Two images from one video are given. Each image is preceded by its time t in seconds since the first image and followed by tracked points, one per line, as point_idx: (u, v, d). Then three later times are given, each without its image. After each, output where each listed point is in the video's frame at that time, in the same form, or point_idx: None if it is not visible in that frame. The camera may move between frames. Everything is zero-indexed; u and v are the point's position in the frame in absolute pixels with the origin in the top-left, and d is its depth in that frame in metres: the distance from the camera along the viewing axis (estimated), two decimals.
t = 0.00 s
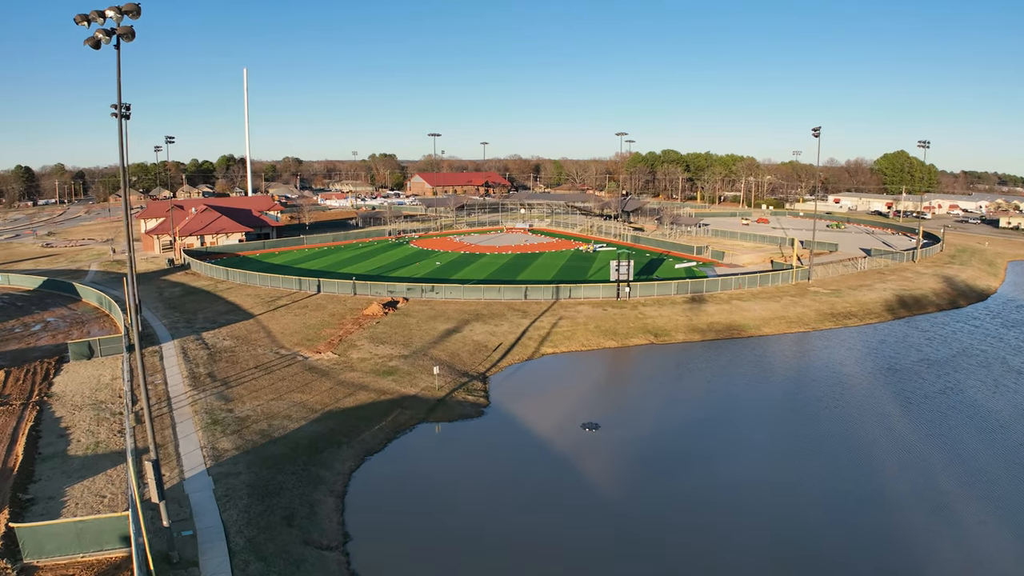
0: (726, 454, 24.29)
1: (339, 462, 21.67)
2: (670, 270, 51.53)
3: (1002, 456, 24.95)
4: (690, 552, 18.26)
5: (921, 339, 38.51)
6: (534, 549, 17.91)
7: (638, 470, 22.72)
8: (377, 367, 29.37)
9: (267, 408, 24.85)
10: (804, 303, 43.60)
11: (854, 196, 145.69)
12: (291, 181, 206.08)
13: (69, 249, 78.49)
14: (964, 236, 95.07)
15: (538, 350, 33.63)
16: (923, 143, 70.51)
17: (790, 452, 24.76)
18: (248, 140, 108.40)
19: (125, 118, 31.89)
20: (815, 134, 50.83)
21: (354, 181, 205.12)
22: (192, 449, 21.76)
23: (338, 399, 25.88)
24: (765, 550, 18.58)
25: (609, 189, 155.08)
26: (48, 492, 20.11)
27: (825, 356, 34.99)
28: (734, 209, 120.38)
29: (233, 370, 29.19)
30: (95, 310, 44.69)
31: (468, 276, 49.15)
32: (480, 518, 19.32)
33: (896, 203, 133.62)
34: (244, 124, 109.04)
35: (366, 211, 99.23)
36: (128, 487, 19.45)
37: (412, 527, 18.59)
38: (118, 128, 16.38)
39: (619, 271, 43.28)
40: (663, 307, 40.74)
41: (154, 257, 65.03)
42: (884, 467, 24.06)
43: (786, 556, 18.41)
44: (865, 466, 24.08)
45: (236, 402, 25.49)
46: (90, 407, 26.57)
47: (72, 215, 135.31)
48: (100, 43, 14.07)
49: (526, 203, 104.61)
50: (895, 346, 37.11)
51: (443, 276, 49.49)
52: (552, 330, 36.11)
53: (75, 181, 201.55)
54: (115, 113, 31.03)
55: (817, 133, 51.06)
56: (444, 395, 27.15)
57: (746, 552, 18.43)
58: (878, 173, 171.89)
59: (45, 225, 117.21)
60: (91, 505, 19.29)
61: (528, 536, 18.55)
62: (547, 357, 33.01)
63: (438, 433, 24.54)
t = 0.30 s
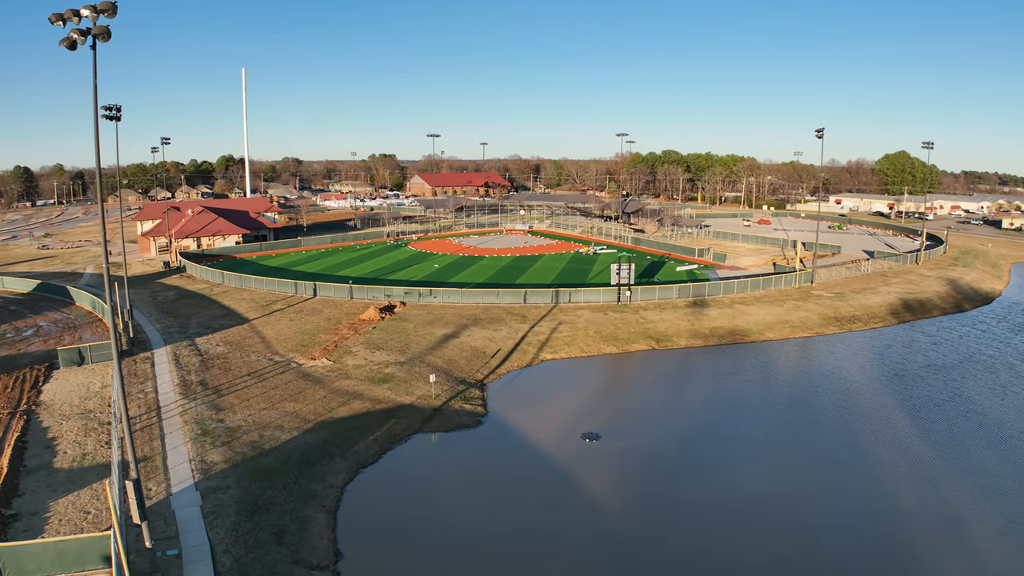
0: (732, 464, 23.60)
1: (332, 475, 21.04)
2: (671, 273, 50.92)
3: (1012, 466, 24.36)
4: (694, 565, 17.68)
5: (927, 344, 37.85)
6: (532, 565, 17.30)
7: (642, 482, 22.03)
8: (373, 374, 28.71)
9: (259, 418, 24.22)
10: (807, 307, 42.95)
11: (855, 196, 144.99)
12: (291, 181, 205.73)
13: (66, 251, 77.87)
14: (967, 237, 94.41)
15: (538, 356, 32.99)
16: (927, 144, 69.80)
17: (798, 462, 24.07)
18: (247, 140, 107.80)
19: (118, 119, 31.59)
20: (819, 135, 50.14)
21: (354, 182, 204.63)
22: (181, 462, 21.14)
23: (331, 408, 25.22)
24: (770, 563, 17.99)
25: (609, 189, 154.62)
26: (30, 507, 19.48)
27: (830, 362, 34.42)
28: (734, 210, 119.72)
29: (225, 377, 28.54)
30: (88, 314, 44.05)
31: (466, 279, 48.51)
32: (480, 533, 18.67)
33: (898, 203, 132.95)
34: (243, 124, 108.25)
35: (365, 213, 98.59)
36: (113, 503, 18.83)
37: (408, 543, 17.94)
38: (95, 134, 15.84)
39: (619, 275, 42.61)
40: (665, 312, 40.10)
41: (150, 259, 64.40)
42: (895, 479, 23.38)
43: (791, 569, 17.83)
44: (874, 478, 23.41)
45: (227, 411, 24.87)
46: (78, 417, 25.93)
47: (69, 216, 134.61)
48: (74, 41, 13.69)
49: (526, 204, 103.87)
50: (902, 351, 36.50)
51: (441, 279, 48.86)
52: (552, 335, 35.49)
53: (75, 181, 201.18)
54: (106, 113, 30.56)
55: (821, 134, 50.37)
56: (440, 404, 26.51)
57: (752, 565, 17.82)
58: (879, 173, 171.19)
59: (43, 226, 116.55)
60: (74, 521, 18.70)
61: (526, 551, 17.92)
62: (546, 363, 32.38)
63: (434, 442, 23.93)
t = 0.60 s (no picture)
0: (736, 474, 22.92)
1: (325, 488, 20.42)
2: (673, 276, 50.32)
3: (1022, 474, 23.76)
4: None
5: (933, 349, 37.18)
6: None
7: (643, 493, 21.34)
8: (368, 382, 28.08)
9: (251, 428, 23.61)
10: (811, 311, 42.32)
11: (857, 197, 144.33)
12: (290, 181, 205.15)
13: (62, 253, 77.19)
14: (969, 239, 93.84)
15: (537, 362, 32.38)
16: (931, 145, 69.16)
17: (803, 472, 23.38)
18: (245, 140, 107.13)
19: (109, 122, 31.13)
20: (822, 136, 49.48)
21: (353, 182, 204.01)
22: (169, 475, 20.52)
23: (325, 417, 24.59)
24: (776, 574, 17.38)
25: (610, 190, 154.10)
26: (13, 522, 18.86)
27: (835, 367, 33.84)
28: (735, 211, 119.09)
29: (217, 385, 27.94)
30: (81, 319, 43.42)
31: (465, 283, 47.90)
32: (477, 545, 18.06)
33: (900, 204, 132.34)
34: (242, 124, 107.58)
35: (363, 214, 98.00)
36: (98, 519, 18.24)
37: (402, 559, 17.30)
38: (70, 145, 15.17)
39: (620, 278, 41.98)
40: (666, 316, 39.49)
41: (146, 261, 63.76)
42: (903, 489, 22.68)
43: None
44: (882, 487, 22.70)
45: (219, 421, 24.26)
46: (66, 426, 25.29)
47: (66, 217, 133.52)
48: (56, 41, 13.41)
49: (526, 204, 103.20)
50: (908, 356, 35.88)
51: (439, 282, 48.25)
52: (551, 341, 34.88)
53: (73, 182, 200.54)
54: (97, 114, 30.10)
55: (824, 135, 49.76)
56: (437, 413, 25.89)
57: None
58: (880, 174, 170.59)
59: (40, 227, 115.89)
60: (57, 538, 18.09)
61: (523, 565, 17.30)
62: (546, 369, 31.76)
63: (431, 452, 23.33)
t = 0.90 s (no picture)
0: (739, 487, 22.37)
1: (317, 501, 19.84)
2: (674, 279, 49.75)
3: None
4: None
5: (939, 354, 36.60)
6: None
7: (644, 508, 20.79)
8: (364, 390, 27.48)
9: (243, 438, 23.03)
10: (814, 315, 41.71)
11: (858, 198, 143.71)
12: (290, 181, 204.57)
13: (58, 255, 76.57)
14: (972, 240, 93.24)
15: (536, 368, 31.79)
16: (935, 145, 68.54)
17: (809, 485, 22.83)
18: (243, 139, 106.64)
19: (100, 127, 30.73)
20: (826, 137, 48.86)
21: (352, 183, 203.43)
22: (158, 489, 19.93)
23: (319, 427, 23.99)
24: None
25: (610, 190, 153.50)
26: None
27: (839, 373, 33.30)
28: (736, 211, 118.43)
29: (210, 393, 27.35)
30: (74, 323, 42.84)
31: (463, 286, 47.34)
32: (474, 562, 17.52)
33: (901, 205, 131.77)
34: (240, 124, 107.10)
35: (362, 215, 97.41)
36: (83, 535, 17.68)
37: None
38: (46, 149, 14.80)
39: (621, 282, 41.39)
40: (668, 320, 38.91)
41: (142, 263, 63.16)
42: (909, 500, 22.20)
43: None
44: (889, 500, 22.14)
45: (210, 431, 23.69)
46: (54, 436, 24.72)
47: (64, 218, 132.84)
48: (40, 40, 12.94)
49: (526, 205, 102.62)
50: (913, 361, 35.34)
51: (438, 285, 47.68)
52: (551, 346, 34.31)
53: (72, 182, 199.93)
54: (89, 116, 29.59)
55: (828, 136, 49.16)
56: (434, 422, 25.30)
57: None
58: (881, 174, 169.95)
59: (38, 228, 115.22)
60: (41, 555, 17.51)
61: None
62: (545, 376, 31.18)
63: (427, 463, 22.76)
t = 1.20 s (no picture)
0: (743, 499, 21.81)
1: (310, 515, 19.29)
2: (675, 283, 49.19)
3: None
4: None
5: (945, 359, 36.04)
6: None
7: (648, 522, 20.22)
8: (359, 398, 26.91)
9: (235, 449, 22.47)
10: (818, 320, 41.14)
11: (860, 198, 143.08)
12: (289, 182, 204.00)
13: (55, 257, 75.98)
14: (975, 241, 92.68)
15: (536, 375, 31.22)
16: (938, 146, 68.00)
17: (814, 497, 22.25)
18: (242, 139, 106.28)
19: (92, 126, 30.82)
20: (829, 139, 48.32)
21: (352, 183, 202.98)
22: (146, 503, 19.38)
23: (313, 437, 23.43)
24: None
25: (610, 190, 153.06)
26: None
27: (844, 379, 32.74)
28: (737, 212, 117.86)
29: (203, 401, 26.80)
30: (68, 327, 42.26)
31: (462, 289, 46.79)
32: None
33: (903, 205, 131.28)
34: (239, 123, 106.66)
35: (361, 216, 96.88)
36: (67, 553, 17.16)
37: None
38: (16, 153, 14.45)
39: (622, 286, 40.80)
40: (669, 325, 38.36)
41: (138, 265, 62.58)
42: (919, 511, 21.63)
43: None
44: (897, 512, 21.55)
45: (201, 442, 23.11)
46: (43, 446, 24.15)
47: (61, 219, 132.14)
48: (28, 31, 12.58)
49: (526, 206, 102.11)
50: (919, 367, 34.79)
51: (436, 289, 47.12)
52: (551, 351, 33.76)
53: (71, 182, 199.40)
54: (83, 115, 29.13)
55: (831, 137, 48.56)
56: (429, 431, 24.72)
57: None
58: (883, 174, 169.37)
59: (35, 229, 114.63)
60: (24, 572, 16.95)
61: None
62: (545, 382, 30.63)
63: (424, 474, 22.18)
